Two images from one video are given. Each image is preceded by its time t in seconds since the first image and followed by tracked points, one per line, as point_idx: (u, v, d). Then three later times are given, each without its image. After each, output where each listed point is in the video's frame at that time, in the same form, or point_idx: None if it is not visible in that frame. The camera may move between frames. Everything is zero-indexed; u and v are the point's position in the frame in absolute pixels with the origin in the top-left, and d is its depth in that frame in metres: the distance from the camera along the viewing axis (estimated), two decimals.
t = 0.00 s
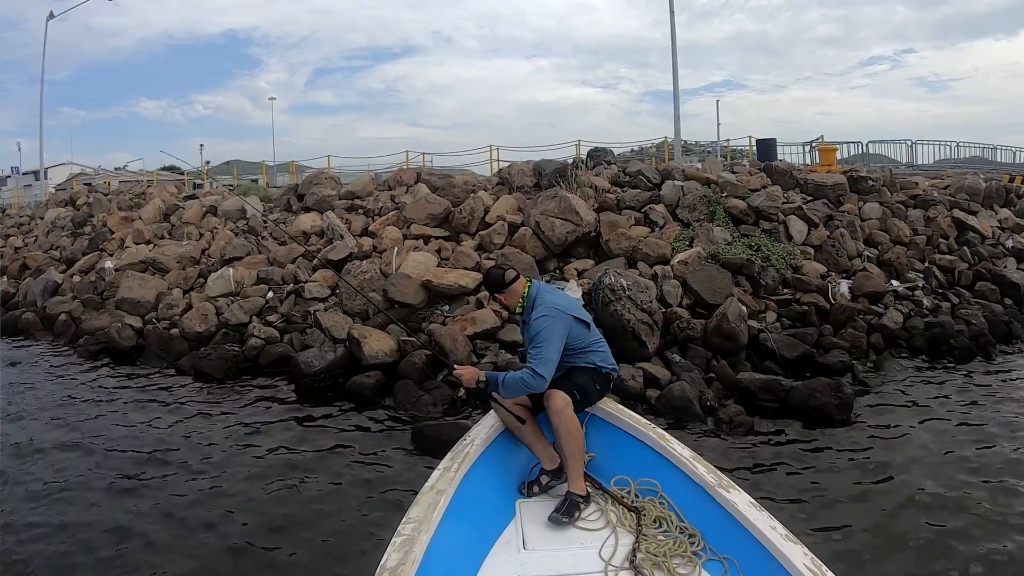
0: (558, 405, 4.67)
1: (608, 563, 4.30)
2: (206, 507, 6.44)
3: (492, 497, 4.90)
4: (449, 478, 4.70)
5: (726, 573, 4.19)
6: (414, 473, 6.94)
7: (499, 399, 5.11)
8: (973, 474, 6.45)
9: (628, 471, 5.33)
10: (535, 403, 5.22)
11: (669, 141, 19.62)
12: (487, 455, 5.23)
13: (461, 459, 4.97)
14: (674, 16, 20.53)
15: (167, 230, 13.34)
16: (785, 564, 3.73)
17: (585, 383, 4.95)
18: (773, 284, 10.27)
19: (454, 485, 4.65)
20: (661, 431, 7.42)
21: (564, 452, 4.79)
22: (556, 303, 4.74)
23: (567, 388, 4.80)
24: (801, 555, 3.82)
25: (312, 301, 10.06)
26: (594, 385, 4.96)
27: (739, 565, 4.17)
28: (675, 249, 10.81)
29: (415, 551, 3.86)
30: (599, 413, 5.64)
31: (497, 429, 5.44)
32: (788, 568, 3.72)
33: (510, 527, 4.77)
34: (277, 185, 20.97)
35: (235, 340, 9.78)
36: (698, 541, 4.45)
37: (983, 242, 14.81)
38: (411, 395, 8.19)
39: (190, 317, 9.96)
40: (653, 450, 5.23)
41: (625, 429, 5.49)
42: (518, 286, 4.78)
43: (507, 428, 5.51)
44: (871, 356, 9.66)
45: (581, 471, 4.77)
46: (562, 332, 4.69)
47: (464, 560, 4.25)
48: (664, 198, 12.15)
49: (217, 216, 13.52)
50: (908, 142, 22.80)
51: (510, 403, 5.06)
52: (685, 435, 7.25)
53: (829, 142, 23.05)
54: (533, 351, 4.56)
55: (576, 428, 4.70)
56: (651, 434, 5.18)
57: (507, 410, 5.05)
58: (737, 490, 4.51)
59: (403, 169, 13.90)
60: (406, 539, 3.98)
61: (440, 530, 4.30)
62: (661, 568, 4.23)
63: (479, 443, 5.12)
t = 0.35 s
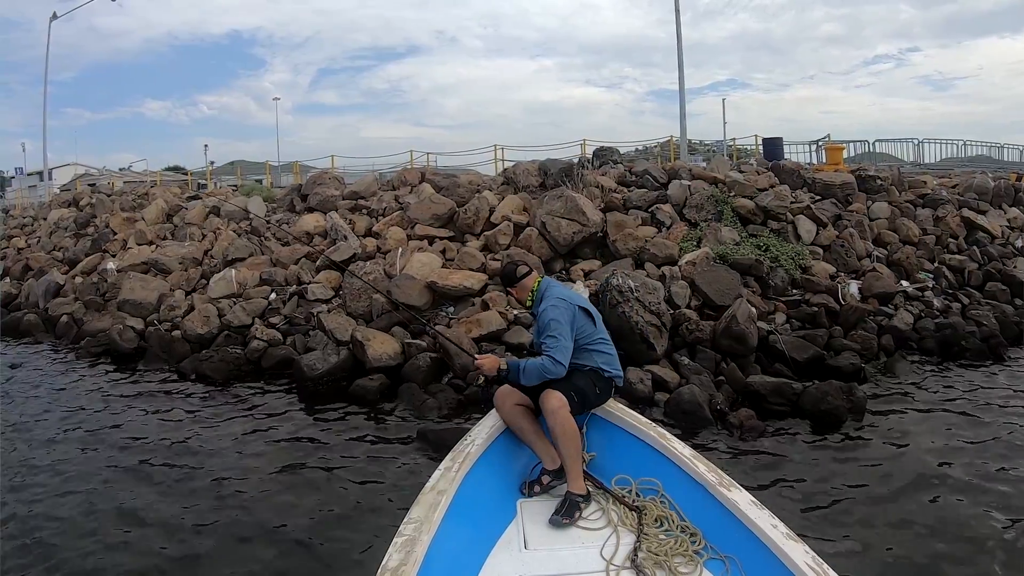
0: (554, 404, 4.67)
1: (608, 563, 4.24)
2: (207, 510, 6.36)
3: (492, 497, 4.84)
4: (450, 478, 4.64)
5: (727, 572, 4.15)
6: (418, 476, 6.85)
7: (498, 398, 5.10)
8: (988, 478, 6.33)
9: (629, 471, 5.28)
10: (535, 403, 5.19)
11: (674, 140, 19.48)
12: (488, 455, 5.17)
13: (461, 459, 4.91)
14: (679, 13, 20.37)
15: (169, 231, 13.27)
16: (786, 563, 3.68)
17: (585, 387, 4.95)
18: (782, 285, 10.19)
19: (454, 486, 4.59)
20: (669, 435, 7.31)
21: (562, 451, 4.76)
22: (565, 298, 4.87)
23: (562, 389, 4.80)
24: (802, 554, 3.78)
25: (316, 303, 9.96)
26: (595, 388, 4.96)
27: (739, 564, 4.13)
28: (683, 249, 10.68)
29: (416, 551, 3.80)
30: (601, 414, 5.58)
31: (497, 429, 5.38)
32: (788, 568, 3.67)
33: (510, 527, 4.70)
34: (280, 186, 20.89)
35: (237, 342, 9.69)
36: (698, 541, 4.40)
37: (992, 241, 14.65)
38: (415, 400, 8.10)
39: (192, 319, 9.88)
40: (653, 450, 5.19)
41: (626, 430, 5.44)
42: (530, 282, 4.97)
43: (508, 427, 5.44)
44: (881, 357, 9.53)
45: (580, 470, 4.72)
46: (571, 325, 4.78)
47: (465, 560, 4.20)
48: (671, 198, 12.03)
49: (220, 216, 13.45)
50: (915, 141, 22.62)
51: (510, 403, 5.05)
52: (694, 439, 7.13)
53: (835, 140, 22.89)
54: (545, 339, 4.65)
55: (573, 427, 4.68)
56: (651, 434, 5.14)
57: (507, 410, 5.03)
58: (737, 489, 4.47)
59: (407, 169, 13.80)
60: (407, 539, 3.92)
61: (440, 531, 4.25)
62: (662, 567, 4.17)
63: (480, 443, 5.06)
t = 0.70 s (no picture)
0: (543, 405, 4.74)
1: (607, 563, 4.19)
2: (207, 514, 6.28)
3: (492, 496, 4.84)
4: (449, 478, 4.66)
5: (726, 572, 4.10)
6: (420, 480, 6.76)
7: (498, 397, 5.14)
8: (1001, 482, 6.21)
9: (628, 472, 5.24)
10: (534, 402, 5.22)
11: (680, 139, 19.35)
12: (487, 455, 5.17)
13: (460, 459, 4.92)
14: (684, 12, 20.25)
15: (171, 233, 13.20)
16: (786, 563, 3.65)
17: (579, 389, 5.05)
18: (790, 287, 10.06)
19: (453, 485, 4.60)
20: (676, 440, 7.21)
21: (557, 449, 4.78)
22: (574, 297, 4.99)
23: (555, 390, 4.91)
24: (802, 555, 3.75)
25: (318, 305, 9.87)
26: (588, 393, 5.05)
27: (738, 564, 4.08)
28: (690, 250, 10.56)
29: (414, 550, 3.82)
30: (600, 414, 5.56)
31: (496, 428, 5.39)
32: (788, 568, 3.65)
33: (510, 525, 4.69)
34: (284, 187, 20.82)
35: (238, 345, 9.61)
36: (698, 541, 4.35)
37: (1002, 241, 14.48)
38: (418, 405, 8.02)
39: (193, 321, 9.81)
40: (653, 451, 5.16)
41: (625, 431, 5.41)
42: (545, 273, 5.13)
43: (508, 427, 5.45)
44: (891, 360, 9.41)
45: (577, 466, 4.73)
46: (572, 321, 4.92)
47: (464, 558, 4.20)
48: (677, 198, 11.91)
49: (222, 218, 13.38)
50: (922, 140, 22.44)
51: (509, 402, 5.09)
52: (702, 445, 7.02)
53: (841, 140, 22.71)
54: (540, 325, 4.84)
55: (564, 427, 4.70)
56: (652, 434, 5.11)
57: (506, 409, 5.07)
58: (737, 490, 4.45)
59: (411, 169, 13.70)
60: (405, 539, 3.94)
61: (440, 530, 4.26)
62: (661, 568, 4.14)
63: (479, 442, 5.06)
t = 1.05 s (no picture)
0: (544, 405, 4.72)
1: (607, 563, 4.14)
2: (205, 519, 6.20)
3: (490, 497, 4.75)
4: (449, 477, 4.55)
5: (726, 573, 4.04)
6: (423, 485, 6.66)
7: (500, 396, 5.06)
8: (1015, 487, 6.08)
9: (628, 472, 5.18)
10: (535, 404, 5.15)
11: (685, 138, 19.21)
12: (486, 455, 5.08)
13: (460, 458, 4.82)
14: (689, 10, 20.13)
15: (174, 234, 13.15)
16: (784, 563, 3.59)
17: (579, 391, 5.00)
18: (799, 287, 9.93)
19: (453, 485, 4.50)
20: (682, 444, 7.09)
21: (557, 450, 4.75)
22: (582, 294, 5.09)
23: (555, 388, 4.88)
24: (801, 555, 3.68)
25: (320, 307, 9.79)
26: (589, 394, 4.98)
27: (737, 564, 4.02)
28: (696, 250, 10.44)
29: (415, 550, 3.72)
30: (600, 414, 5.48)
31: (496, 428, 5.30)
32: (786, 567, 3.59)
33: (508, 527, 4.62)
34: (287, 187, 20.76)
35: (239, 348, 9.52)
36: (697, 541, 4.29)
37: (1012, 239, 14.30)
38: (420, 410, 7.83)
39: (194, 324, 9.73)
40: (653, 450, 5.09)
41: (625, 431, 5.34)
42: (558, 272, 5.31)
43: (508, 428, 5.36)
44: (901, 362, 9.27)
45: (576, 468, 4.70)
46: (573, 318, 5.03)
47: (463, 560, 4.11)
48: (683, 197, 11.78)
49: (224, 219, 13.32)
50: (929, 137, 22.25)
51: (510, 401, 5.02)
52: (709, 450, 6.91)
53: (848, 138, 22.55)
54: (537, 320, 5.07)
55: (566, 429, 4.69)
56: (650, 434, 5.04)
57: (508, 408, 4.99)
58: (736, 489, 4.38)
59: (414, 169, 13.61)
60: (405, 539, 3.83)
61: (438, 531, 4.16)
62: (661, 568, 4.09)
63: (479, 442, 4.96)
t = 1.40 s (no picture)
0: (547, 405, 4.64)
1: (608, 563, 4.11)
2: (206, 522, 6.12)
3: (490, 498, 4.69)
4: (449, 478, 4.49)
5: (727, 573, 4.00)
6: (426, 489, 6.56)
7: (500, 397, 4.96)
8: None
9: (629, 472, 5.13)
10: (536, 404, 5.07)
11: (691, 137, 19.07)
12: (488, 456, 5.01)
13: (461, 459, 4.75)
14: (694, 9, 20.00)
15: (177, 235, 13.08)
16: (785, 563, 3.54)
17: (586, 393, 4.94)
18: (808, 287, 9.79)
19: (454, 486, 4.45)
20: (691, 448, 6.97)
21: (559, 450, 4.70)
22: (589, 297, 5.05)
23: (561, 388, 4.83)
24: (802, 555, 3.64)
25: (322, 309, 9.69)
26: (595, 396, 4.93)
27: (740, 564, 3.98)
28: (704, 250, 10.30)
29: (416, 551, 3.66)
30: (605, 416, 5.41)
31: (497, 430, 5.22)
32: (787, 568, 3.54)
33: (509, 528, 4.58)
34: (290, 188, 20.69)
35: (241, 351, 9.42)
36: (699, 541, 4.26)
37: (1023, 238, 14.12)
38: (424, 414, 7.74)
39: (195, 326, 9.64)
40: (654, 450, 5.04)
41: (626, 430, 5.29)
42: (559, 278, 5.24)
43: (509, 428, 5.29)
44: (913, 363, 9.12)
45: (578, 468, 4.65)
46: (584, 320, 4.96)
47: (465, 563, 4.06)
48: (690, 197, 11.66)
49: (227, 220, 13.26)
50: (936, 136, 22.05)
51: (511, 402, 4.93)
52: (718, 454, 6.80)
53: (854, 136, 22.38)
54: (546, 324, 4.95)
55: (568, 428, 4.64)
56: (651, 434, 4.99)
57: (508, 410, 4.90)
58: (737, 489, 4.33)
59: (418, 169, 13.51)
60: (406, 539, 3.78)
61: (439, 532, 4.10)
62: (662, 568, 4.04)
63: (480, 443, 4.89)
